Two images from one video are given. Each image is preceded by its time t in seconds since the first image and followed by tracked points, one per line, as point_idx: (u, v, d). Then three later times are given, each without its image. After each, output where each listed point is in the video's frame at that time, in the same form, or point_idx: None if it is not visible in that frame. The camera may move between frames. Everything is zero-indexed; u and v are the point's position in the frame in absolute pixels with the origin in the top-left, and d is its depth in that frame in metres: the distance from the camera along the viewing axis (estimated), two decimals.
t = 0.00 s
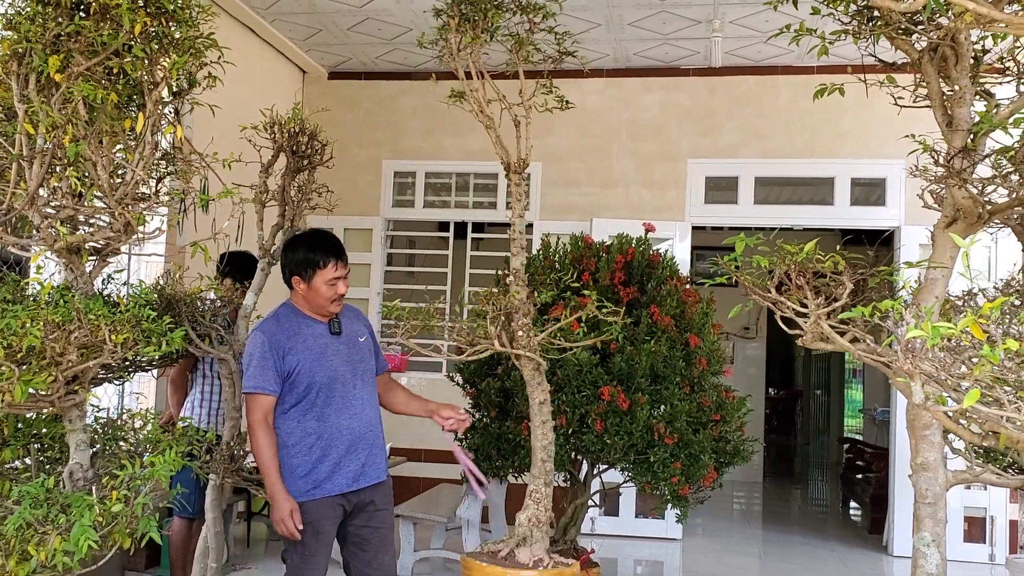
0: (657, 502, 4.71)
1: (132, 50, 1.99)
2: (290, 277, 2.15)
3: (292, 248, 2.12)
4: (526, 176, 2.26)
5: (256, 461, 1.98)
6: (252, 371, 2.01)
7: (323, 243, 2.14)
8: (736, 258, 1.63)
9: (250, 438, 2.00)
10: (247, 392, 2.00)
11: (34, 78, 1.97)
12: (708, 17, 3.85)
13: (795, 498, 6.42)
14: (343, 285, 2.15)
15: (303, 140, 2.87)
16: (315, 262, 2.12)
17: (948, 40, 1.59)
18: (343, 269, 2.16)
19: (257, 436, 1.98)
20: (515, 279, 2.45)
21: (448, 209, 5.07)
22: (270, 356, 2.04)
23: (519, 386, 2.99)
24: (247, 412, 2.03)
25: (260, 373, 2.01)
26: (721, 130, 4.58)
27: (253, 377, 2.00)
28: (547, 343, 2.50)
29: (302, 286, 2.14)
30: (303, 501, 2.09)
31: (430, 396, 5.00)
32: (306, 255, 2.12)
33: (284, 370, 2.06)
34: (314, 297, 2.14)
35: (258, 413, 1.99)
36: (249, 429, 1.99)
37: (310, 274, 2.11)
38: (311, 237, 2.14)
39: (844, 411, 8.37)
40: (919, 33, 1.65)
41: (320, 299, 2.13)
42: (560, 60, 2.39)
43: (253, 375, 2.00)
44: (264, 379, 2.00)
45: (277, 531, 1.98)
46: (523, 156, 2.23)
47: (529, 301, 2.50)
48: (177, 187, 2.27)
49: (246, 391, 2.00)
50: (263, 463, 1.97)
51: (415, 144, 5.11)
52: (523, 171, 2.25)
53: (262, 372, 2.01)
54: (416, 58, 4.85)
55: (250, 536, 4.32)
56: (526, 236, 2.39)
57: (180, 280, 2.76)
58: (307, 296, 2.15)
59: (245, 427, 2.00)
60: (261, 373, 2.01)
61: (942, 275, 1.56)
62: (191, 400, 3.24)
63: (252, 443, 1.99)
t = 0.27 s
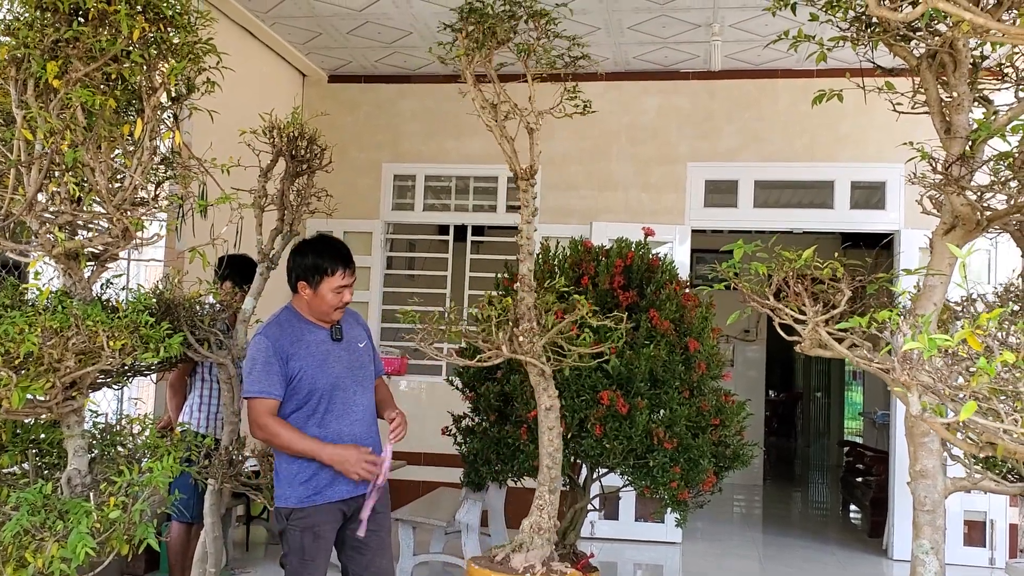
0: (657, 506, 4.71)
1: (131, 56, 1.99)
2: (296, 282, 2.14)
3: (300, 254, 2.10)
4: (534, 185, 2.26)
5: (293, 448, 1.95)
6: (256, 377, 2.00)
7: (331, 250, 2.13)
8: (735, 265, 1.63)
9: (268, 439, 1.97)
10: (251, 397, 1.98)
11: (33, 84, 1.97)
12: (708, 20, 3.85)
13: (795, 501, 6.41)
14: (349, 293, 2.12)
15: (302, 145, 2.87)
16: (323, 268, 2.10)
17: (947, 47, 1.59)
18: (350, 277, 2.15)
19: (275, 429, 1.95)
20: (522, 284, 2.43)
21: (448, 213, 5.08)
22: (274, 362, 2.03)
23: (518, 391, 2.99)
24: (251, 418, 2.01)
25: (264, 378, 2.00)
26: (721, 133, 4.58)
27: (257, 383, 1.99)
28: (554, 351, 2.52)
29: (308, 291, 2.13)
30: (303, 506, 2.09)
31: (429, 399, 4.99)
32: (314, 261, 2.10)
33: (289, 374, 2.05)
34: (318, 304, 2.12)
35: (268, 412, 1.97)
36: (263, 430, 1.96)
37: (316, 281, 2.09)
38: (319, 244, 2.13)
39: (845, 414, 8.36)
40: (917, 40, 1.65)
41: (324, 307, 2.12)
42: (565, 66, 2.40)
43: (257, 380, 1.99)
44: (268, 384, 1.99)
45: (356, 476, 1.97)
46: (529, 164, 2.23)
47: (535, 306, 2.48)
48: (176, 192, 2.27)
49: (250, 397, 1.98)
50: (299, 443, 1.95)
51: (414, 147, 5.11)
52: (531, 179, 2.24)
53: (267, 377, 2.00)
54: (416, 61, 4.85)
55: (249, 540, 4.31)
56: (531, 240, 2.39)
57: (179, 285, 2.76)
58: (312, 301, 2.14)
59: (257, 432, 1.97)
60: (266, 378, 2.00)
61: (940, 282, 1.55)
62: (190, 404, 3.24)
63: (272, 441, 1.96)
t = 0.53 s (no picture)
0: (658, 509, 4.70)
1: (132, 59, 1.99)
2: (298, 285, 2.15)
3: (298, 253, 2.13)
4: (539, 189, 2.28)
5: (302, 443, 1.97)
6: (263, 379, 1.99)
7: (327, 246, 2.17)
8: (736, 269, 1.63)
9: (275, 439, 1.97)
10: (259, 399, 1.98)
11: (34, 87, 1.97)
12: (709, 23, 3.85)
13: (796, 503, 6.40)
14: (351, 283, 2.17)
15: (303, 148, 2.87)
16: (322, 264, 2.13)
17: (948, 51, 1.59)
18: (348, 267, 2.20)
19: (283, 427, 1.96)
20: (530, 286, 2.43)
21: (448, 215, 5.08)
22: (282, 364, 2.03)
23: (519, 394, 2.99)
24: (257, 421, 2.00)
25: (272, 381, 2.00)
26: (722, 136, 4.58)
27: (265, 385, 1.98)
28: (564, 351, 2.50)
29: (312, 291, 2.14)
30: (306, 509, 2.08)
31: (430, 402, 4.99)
32: (313, 259, 2.13)
33: (297, 374, 2.05)
34: (324, 301, 2.14)
35: (275, 413, 1.98)
36: (271, 431, 1.96)
37: (320, 275, 2.13)
38: (316, 242, 2.16)
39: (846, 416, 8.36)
40: (917, 43, 1.65)
41: (334, 299, 2.14)
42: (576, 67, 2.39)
43: (266, 382, 1.99)
44: (277, 387, 1.99)
45: (364, 456, 2.03)
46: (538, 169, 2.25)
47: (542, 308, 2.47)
48: (177, 195, 2.27)
49: (258, 399, 1.98)
50: (308, 438, 1.97)
51: (415, 150, 5.12)
52: (538, 184, 2.26)
53: (275, 379, 2.00)
54: (417, 64, 4.85)
55: (250, 543, 4.31)
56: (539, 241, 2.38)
57: (180, 288, 2.77)
58: (317, 301, 2.16)
59: (265, 433, 1.97)
60: (274, 380, 2.00)
61: (941, 286, 1.55)
62: (191, 407, 3.24)
63: (281, 441, 1.97)
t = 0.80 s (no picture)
0: (658, 510, 4.69)
1: (133, 61, 1.99)
2: (297, 288, 2.15)
3: (292, 254, 2.14)
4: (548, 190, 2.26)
5: (304, 444, 1.97)
6: (267, 382, 1.99)
7: (317, 242, 2.19)
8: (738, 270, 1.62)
9: (277, 440, 1.97)
10: (263, 402, 1.98)
11: (35, 89, 1.97)
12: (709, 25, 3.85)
13: (797, 505, 6.40)
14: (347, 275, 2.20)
15: (303, 149, 2.87)
16: (314, 260, 2.15)
17: (949, 52, 1.59)
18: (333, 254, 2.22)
19: (283, 429, 1.96)
20: (537, 288, 2.42)
21: (448, 217, 5.07)
22: (286, 366, 2.03)
23: (520, 395, 2.99)
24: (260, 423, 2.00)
25: (276, 383, 2.00)
26: (722, 137, 4.58)
27: (269, 387, 1.98)
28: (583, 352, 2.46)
29: (312, 290, 2.14)
30: (308, 511, 2.08)
31: (430, 404, 4.99)
32: (308, 257, 2.15)
33: (301, 375, 2.05)
34: (325, 298, 2.16)
35: (278, 414, 1.97)
36: (273, 432, 1.96)
37: (314, 268, 2.14)
38: (309, 241, 2.17)
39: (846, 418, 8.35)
40: (918, 44, 1.65)
41: (334, 290, 2.15)
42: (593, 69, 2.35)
43: (270, 385, 1.99)
44: (281, 389, 1.99)
45: (366, 454, 2.04)
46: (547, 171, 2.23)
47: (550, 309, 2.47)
48: (177, 197, 2.27)
49: (262, 401, 1.97)
50: (309, 439, 1.97)
51: (415, 152, 5.12)
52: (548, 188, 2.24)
53: (279, 381, 2.00)
54: (417, 65, 4.86)
55: (250, 545, 4.31)
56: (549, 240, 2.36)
57: (180, 289, 2.78)
58: (317, 300, 2.16)
59: (267, 434, 1.97)
60: (278, 382, 2.00)
61: (942, 287, 1.55)
62: (191, 409, 3.24)
63: (283, 442, 1.97)
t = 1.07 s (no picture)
0: (654, 511, 4.70)
1: (130, 60, 1.99)
2: (291, 288, 2.15)
3: (284, 255, 2.14)
4: (551, 188, 2.26)
5: (305, 444, 1.96)
6: (266, 383, 1.99)
7: (309, 242, 2.19)
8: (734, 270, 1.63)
9: (277, 441, 1.96)
10: (262, 403, 1.97)
11: (31, 88, 1.97)
12: (706, 26, 3.86)
13: (793, 506, 6.41)
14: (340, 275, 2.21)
15: (300, 149, 2.88)
16: (307, 260, 2.15)
17: (944, 52, 1.59)
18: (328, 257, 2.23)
19: (283, 429, 1.95)
20: (540, 293, 2.43)
21: (445, 217, 5.07)
22: (284, 367, 2.02)
23: (517, 395, 2.99)
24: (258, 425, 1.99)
25: (275, 384, 2.00)
26: (719, 138, 4.59)
27: (268, 388, 1.98)
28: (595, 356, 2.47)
29: (306, 291, 2.14)
30: (306, 511, 2.08)
31: (427, 404, 4.99)
32: (300, 258, 2.15)
33: (299, 376, 2.05)
34: (319, 298, 2.16)
35: (277, 416, 1.97)
36: (272, 433, 1.95)
37: (309, 269, 2.14)
38: (301, 242, 2.18)
39: (842, 419, 8.37)
40: (914, 45, 1.66)
41: (328, 291, 2.16)
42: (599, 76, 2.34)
43: (268, 386, 1.98)
44: (279, 389, 1.99)
45: (368, 450, 2.04)
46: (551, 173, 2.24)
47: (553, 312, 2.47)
48: (174, 196, 2.27)
49: (261, 402, 1.97)
50: (308, 439, 1.97)
51: (412, 152, 5.12)
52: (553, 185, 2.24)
53: (278, 382, 2.00)
54: (414, 66, 4.86)
55: (246, 545, 4.30)
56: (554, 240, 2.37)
57: (176, 289, 2.79)
58: (312, 300, 2.16)
59: (266, 436, 1.96)
60: (276, 383, 1.99)
61: (938, 287, 1.56)
62: (187, 409, 3.24)
63: (283, 443, 1.96)
